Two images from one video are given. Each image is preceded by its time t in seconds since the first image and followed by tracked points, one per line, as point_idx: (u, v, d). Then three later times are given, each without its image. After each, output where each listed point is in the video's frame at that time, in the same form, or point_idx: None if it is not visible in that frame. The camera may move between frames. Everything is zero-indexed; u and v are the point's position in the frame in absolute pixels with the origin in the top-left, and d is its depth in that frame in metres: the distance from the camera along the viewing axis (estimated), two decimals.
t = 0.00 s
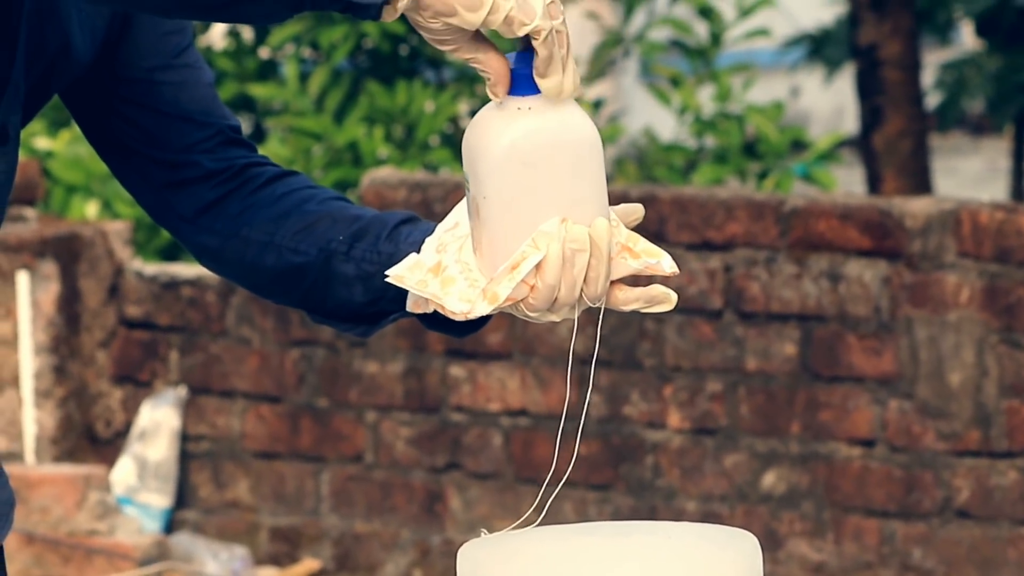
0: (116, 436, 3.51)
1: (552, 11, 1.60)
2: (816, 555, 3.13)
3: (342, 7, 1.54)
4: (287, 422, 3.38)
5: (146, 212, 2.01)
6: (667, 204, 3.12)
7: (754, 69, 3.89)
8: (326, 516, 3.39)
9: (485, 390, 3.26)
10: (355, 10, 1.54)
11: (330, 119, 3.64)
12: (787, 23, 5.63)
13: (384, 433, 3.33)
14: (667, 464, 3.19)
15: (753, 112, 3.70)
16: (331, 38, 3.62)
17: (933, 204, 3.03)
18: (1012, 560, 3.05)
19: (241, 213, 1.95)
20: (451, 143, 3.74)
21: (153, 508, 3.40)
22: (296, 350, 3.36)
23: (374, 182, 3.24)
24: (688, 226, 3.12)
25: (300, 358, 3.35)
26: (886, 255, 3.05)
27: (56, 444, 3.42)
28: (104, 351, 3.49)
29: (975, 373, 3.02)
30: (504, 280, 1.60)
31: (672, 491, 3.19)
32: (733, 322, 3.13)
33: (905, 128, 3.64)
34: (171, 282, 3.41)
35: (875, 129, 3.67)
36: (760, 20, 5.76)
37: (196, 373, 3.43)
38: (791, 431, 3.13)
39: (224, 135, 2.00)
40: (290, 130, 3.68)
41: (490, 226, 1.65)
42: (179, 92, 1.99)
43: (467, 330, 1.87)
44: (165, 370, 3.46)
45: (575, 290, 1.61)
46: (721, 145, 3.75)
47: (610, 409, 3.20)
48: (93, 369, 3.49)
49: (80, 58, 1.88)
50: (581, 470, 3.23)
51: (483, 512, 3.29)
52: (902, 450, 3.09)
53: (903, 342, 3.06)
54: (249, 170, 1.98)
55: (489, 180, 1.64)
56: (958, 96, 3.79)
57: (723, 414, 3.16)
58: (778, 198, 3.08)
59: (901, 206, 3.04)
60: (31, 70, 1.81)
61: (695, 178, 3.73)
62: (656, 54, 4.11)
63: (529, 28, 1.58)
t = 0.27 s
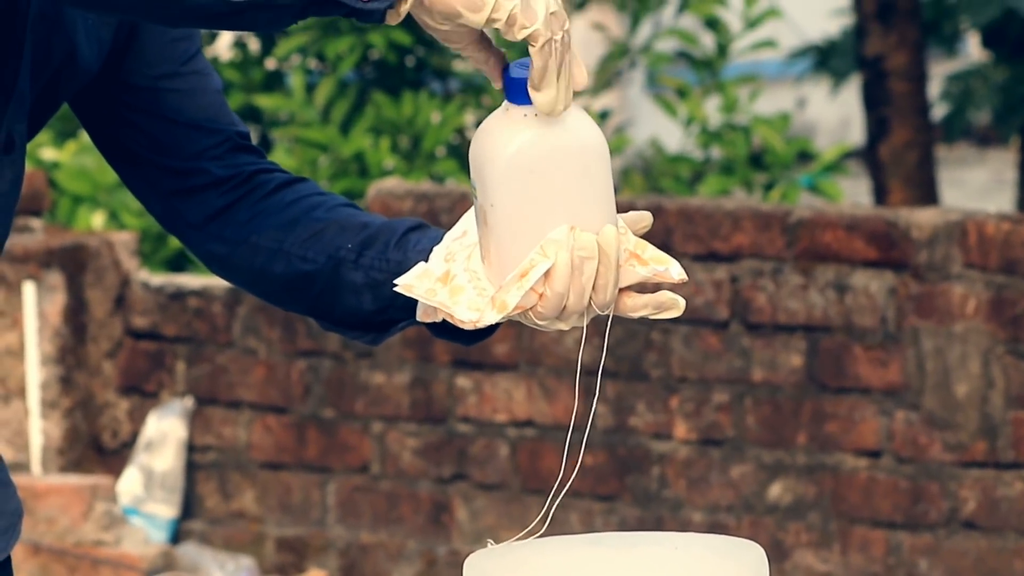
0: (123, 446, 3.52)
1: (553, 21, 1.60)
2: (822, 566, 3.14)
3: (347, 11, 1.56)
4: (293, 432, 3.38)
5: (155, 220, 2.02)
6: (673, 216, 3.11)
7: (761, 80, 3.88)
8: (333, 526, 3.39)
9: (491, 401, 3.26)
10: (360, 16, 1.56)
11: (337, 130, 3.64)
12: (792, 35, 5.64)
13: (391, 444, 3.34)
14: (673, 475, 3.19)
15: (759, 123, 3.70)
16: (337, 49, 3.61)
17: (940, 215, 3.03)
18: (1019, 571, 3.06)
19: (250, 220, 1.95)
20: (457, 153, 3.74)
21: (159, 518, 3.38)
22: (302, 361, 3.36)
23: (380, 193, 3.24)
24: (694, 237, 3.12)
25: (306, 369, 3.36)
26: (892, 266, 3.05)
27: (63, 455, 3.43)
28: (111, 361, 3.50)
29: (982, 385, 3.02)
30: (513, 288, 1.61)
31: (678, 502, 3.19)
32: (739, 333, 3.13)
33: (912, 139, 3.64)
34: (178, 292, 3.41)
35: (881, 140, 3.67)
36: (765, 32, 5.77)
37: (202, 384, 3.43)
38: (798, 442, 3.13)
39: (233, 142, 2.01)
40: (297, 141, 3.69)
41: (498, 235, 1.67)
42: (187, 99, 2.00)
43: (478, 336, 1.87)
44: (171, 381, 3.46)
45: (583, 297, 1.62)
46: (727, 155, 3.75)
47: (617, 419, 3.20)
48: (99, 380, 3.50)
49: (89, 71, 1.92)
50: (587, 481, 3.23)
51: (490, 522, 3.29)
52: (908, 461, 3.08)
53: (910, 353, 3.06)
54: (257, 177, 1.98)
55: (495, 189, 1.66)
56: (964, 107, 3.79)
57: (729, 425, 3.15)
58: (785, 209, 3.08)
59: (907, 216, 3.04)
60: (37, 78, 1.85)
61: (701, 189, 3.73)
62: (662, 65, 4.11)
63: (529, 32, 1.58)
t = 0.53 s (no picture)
0: (128, 454, 3.52)
1: None
2: (828, 573, 3.14)
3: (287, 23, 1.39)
4: (298, 440, 3.38)
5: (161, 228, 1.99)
6: (679, 222, 3.11)
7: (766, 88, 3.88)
8: (338, 534, 3.39)
9: (497, 409, 3.26)
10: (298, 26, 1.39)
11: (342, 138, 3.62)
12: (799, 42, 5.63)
13: (396, 451, 3.33)
14: (678, 482, 3.19)
15: (765, 130, 3.70)
16: (343, 56, 3.60)
17: (945, 222, 3.03)
18: None
19: (259, 228, 1.94)
20: (463, 161, 3.76)
21: (165, 526, 3.39)
22: (307, 368, 3.36)
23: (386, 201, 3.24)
24: (700, 244, 3.11)
25: (311, 377, 3.35)
26: (898, 273, 3.05)
27: (69, 463, 3.43)
28: (116, 369, 3.50)
29: (987, 392, 3.02)
30: (535, 269, 1.54)
31: (684, 509, 3.19)
32: (745, 340, 3.13)
33: (917, 146, 3.64)
34: (183, 300, 3.42)
35: (887, 147, 3.67)
36: (771, 39, 5.77)
37: (208, 391, 3.43)
38: (803, 449, 3.12)
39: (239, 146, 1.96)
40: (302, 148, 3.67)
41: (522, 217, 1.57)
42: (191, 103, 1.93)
43: (497, 330, 1.86)
44: (177, 389, 3.47)
45: (603, 284, 1.55)
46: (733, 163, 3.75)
47: (622, 426, 3.20)
48: (105, 388, 3.50)
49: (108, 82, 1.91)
50: (593, 488, 3.23)
51: (495, 530, 3.29)
52: (914, 469, 3.08)
53: (915, 360, 3.05)
54: (264, 184, 1.95)
55: (524, 169, 1.55)
56: (971, 113, 3.83)
57: (735, 432, 3.15)
58: (790, 216, 3.08)
59: (912, 223, 3.04)
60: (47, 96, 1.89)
61: (707, 196, 3.73)
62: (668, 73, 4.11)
63: None
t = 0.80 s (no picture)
0: (119, 459, 3.51)
1: None
2: None
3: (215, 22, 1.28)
4: (289, 445, 3.38)
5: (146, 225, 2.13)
6: (669, 228, 3.12)
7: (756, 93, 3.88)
8: (329, 539, 3.39)
9: (487, 414, 3.26)
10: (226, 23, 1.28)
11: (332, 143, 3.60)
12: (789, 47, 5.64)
13: (386, 457, 3.33)
14: (669, 487, 3.19)
15: (755, 136, 3.70)
16: (333, 62, 3.61)
17: (936, 227, 3.03)
18: None
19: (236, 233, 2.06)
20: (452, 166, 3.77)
21: (156, 532, 3.38)
22: (298, 374, 3.36)
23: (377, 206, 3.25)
24: (691, 249, 3.12)
25: (302, 382, 3.35)
26: (888, 278, 3.06)
27: (59, 468, 3.42)
28: (107, 374, 3.49)
29: (977, 397, 3.02)
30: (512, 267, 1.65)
31: (674, 514, 3.19)
32: (735, 345, 3.13)
33: (907, 151, 3.64)
34: (174, 305, 3.42)
35: (877, 152, 3.68)
36: (763, 43, 5.79)
37: (198, 397, 3.42)
38: (794, 454, 3.13)
39: (220, 155, 2.10)
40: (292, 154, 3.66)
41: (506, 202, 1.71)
42: (175, 114, 2.07)
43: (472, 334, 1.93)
44: (168, 395, 3.45)
45: (581, 290, 1.68)
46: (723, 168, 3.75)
47: (612, 432, 3.20)
48: (96, 394, 3.50)
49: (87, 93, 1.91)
50: (583, 494, 3.23)
51: (485, 535, 3.30)
52: (904, 473, 3.08)
53: (905, 365, 3.06)
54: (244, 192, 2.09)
55: (505, 170, 1.69)
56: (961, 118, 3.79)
57: (725, 437, 3.15)
58: (781, 221, 3.08)
59: (902, 228, 3.04)
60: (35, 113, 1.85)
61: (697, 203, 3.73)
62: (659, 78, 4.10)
63: None
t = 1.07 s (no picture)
0: (111, 462, 3.50)
1: None
2: None
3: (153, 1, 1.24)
4: (282, 447, 3.38)
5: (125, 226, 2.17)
6: (662, 230, 3.12)
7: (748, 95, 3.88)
8: (321, 541, 3.39)
9: (480, 416, 3.26)
10: None
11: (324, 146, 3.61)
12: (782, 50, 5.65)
13: (379, 459, 3.33)
14: (661, 489, 3.19)
15: (748, 138, 3.70)
16: (325, 64, 3.60)
17: (928, 229, 3.03)
18: None
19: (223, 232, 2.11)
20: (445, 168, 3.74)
21: (148, 534, 3.38)
22: (291, 376, 3.35)
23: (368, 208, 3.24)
24: (683, 251, 3.12)
25: (294, 384, 3.35)
26: (880, 280, 3.06)
27: (51, 471, 3.41)
28: (99, 377, 3.50)
29: (970, 399, 3.02)
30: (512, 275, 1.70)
31: (667, 516, 3.19)
32: (728, 348, 3.14)
33: (900, 153, 3.65)
34: (166, 308, 3.41)
35: (869, 155, 3.68)
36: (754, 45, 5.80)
37: (190, 399, 3.42)
38: (786, 456, 3.13)
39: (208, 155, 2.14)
40: (285, 157, 3.66)
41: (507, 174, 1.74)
42: (162, 114, 2.13)
43: (453, 340, 2.01)
44: (160, 397, 3.45)
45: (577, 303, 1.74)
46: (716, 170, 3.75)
47: (605, 434, 3.20)
48: (88, 396, 3.50)
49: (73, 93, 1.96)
50: (576, 496, 3.23)
51: (478, 537, 3.30)
52: (897, 476, 3.08)
53: (898, 367, 3.06)
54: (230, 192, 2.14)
55: (507, 148, 1.71)
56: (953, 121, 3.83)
57: (718, 439, 3.16)
58: (773, 223, 3.08)
59: (895, 230, 3.04)
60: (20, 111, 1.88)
61: (689, 204, 3.73)
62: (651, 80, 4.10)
63: None
